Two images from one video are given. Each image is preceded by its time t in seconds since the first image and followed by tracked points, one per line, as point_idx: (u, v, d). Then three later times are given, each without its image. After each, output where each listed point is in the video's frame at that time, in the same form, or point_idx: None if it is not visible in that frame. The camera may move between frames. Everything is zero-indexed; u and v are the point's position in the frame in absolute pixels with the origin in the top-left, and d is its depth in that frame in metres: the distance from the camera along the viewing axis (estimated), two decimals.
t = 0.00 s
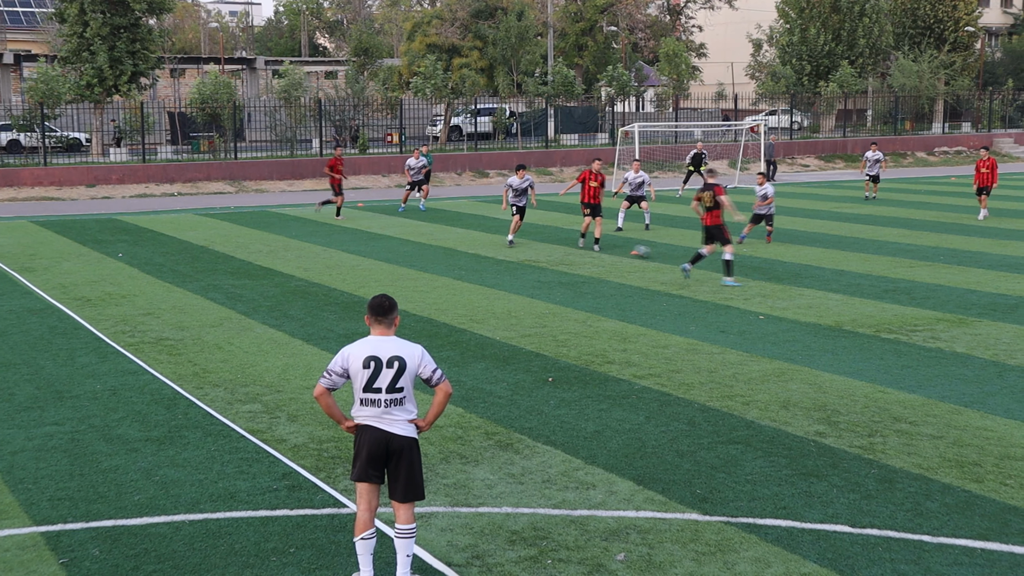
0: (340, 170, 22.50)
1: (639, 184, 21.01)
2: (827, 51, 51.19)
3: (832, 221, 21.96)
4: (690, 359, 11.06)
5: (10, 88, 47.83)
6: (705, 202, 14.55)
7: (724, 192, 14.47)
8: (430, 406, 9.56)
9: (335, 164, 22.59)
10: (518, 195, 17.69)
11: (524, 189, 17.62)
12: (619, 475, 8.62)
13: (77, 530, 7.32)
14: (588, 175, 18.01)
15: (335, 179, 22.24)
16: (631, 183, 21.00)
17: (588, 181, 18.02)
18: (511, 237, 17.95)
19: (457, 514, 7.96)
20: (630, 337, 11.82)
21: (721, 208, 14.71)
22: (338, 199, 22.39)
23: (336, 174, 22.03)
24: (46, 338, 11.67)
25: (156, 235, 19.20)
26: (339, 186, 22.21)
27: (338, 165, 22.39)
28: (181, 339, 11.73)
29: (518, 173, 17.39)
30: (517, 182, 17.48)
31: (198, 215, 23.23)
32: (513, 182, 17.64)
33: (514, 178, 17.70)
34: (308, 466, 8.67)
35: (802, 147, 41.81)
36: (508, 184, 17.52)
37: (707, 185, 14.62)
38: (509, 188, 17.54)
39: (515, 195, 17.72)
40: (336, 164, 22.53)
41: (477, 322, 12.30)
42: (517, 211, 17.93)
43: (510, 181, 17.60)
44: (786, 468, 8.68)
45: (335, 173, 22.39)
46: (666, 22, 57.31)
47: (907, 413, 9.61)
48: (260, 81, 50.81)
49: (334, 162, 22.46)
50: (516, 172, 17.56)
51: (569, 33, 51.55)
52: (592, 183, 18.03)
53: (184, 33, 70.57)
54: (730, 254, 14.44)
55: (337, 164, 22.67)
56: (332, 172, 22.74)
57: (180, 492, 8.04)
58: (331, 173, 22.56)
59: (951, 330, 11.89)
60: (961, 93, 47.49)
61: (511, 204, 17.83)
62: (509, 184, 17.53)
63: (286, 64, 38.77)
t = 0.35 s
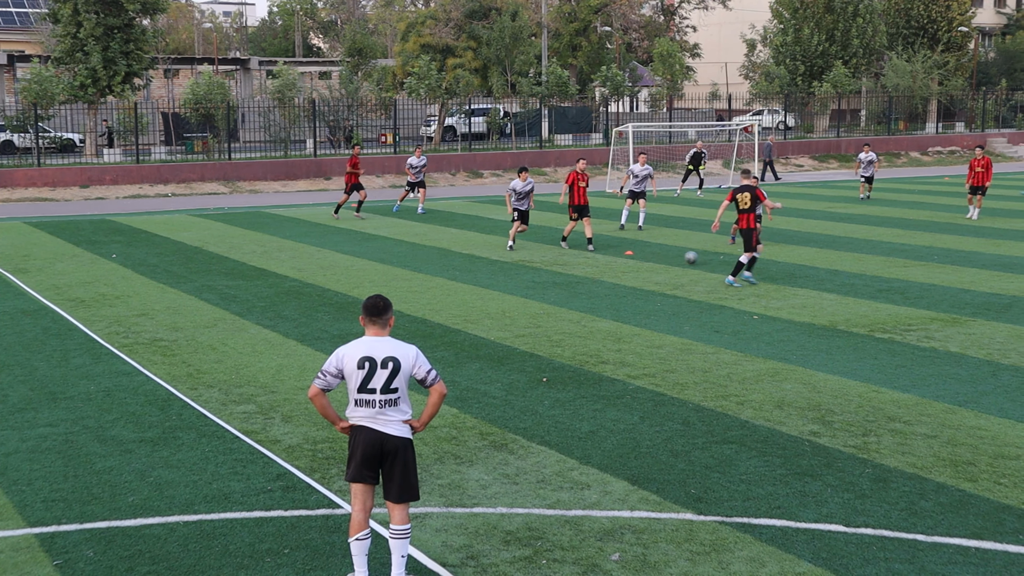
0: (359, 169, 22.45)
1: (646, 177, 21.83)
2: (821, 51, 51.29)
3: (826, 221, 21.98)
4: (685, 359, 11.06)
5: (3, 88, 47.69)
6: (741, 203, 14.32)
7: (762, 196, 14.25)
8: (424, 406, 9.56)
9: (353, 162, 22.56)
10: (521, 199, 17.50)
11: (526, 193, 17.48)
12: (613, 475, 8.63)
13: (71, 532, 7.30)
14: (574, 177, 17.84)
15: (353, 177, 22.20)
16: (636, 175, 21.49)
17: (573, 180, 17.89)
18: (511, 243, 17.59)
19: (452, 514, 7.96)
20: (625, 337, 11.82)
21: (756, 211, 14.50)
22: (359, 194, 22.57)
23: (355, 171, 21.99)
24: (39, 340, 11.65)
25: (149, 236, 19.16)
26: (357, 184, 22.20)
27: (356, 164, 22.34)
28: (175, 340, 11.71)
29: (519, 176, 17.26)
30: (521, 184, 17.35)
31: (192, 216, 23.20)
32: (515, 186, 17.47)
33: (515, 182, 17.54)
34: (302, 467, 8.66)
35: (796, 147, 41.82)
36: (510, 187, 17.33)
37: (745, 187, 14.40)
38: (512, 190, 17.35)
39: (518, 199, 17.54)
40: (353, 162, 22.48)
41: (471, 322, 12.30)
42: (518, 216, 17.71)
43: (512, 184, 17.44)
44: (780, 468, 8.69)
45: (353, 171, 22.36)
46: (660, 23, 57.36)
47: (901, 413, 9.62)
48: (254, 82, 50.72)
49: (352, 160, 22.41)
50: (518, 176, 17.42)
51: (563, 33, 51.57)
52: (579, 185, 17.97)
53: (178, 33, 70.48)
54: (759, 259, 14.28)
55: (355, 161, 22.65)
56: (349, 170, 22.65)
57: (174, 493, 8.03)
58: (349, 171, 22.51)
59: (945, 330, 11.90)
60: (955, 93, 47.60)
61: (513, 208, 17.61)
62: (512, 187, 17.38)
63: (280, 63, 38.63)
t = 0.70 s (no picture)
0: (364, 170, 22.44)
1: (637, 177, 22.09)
2: (803, 52, 51.50)
3: (807, 221, 22.05)
4: (666, 359, 11.08)
5: None
6: (765, 205, 14.35)
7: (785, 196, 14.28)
8: (406, 406, 9.54)
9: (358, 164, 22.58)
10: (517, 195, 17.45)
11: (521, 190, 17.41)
12: (595, 475, 8.64)
13: (50, 535, 7.28)
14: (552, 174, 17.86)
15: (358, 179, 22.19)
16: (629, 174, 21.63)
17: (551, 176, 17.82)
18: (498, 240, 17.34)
19: (434, 515, 7.96)
20: (606, 337, 11.83)
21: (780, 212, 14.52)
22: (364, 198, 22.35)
23: (360, 173, 22.00)
24: (18, 341, 11.60)
25: (130, 237, 19.08)
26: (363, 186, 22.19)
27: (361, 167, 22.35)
28: (156, 341, 11.68)
29: (519, 172, 17.11)
30: (518, 181, 17.28)
31: (174, 217, 23.12)
32: (511, 182, 17.35)
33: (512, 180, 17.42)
34: (284, 468, 8.65)
35: (777, 148, 42.02)
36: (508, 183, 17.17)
37: (767, 189, 14.43)
38: (510, 188, 17.21)
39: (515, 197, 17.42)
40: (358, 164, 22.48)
41: (453, 323, 12.30)
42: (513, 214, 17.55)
43: (511, 182, 17.29)
44: (762, 467, 8.71)
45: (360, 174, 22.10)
46: (642, 23, 57.35)
47: (881, 412, 9.65)
48: (236, 82, 50.54)
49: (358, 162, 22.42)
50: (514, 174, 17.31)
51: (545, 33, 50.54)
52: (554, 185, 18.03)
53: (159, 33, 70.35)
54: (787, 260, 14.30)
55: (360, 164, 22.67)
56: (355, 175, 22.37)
57: (154, 496, 8.01)
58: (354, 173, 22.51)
59: (925, 329, 11.96)
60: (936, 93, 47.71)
61: (510, 205, 17.43)
62: (510, 184, 17.24)
63: (262, 64, 38.55)
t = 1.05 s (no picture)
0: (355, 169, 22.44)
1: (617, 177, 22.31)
2: (770, 52, 51.88)
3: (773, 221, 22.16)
4: (635, 359, 11.11)
5: None
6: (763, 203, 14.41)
7: (782, 194, 14.35)
8: (375, 408, 9.53)
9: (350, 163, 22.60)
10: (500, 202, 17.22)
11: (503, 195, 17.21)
12: (563, 475, 8.65)
13: (15, 539, 7.22)
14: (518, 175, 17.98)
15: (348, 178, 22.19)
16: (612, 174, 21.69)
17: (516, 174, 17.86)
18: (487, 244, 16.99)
19: (402, 516, 7.94)
20: (575, 337, 11.85)
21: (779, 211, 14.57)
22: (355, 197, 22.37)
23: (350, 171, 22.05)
24: None
25: (96, 238, 18.92)
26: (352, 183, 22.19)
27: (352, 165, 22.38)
28: (122, 343, 11.60)
29: (501, 176, 17.01)
30: (501, 186, 17.13)
31: (141, 218, 22.95)
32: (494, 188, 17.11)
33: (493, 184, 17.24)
34: (252, 470, 8.61)
35: (746, 148, 42.20)
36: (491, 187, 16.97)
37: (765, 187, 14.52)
38: (493, 193, 17.02)
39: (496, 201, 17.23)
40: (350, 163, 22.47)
41: (422, 323, 12.30)
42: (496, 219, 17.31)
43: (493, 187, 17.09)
44: (730, 466, 8.75)
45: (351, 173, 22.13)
46: (610, 24, 57.50)
47: (848, 410, 9.71)
48: (203, 82, 50.18)
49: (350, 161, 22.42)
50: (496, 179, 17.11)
51: (513, 33, 50.88)
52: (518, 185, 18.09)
53: (125, 33, 69.86)
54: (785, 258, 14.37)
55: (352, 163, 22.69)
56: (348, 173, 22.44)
57: (120, 499, 7.95)
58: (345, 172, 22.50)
59: (891, 327, 12.05)
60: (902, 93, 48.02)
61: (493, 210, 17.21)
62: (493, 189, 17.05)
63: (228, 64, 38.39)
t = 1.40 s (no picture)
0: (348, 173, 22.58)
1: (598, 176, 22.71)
2: (734, 53, 52.25)
3: (738, 220, 22.30)
4: (601, 358, 11.14)
5: None
6: (755, 194, 14.69)
7: (772, 183, 14.66)
8: (342, 409, 9.49)
9: (344, 165, 22.71)
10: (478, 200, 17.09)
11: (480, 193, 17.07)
12: (531, 475, 8.66)
13: None
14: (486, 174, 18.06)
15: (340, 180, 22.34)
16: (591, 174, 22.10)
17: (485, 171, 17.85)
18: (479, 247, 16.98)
19: (370, 518, 7.92)
20: (542, 337, 11.86)
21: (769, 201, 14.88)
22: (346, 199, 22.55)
23: (343, 174, 22.23)
24: None
25: (58, 240, 18.72)
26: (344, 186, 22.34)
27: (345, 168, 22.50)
28: (84, 345, 11.50)
29: (475, 176, 16.99)
30: (479, 184, 17.05)
31: (103, 219, 22.71)
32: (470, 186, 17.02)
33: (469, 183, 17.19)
34: (217, 472, 8.56)
35: (713, 148, 42.35)
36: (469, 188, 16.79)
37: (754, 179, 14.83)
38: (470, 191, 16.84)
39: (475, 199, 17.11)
40: (343, 166, 22.60)
41: (388, 324, 12.27)
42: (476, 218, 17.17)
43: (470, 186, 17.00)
44: (696, 465, 8.79)
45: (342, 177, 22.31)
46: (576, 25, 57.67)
47: (813, 409, 9.78)
48: (166, 83, 49.77)
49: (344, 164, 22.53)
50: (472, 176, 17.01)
51: (479, 34, 50.93)
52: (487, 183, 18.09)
53: (85, 32, 69.21)
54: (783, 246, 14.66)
55: (345, 165, 22.75)
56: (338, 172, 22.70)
57: (83, 502, 7.88)
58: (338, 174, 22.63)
59: (856, 326, 12.15)
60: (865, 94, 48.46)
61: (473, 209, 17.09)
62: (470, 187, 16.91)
63: (192, 64, 38.13)
